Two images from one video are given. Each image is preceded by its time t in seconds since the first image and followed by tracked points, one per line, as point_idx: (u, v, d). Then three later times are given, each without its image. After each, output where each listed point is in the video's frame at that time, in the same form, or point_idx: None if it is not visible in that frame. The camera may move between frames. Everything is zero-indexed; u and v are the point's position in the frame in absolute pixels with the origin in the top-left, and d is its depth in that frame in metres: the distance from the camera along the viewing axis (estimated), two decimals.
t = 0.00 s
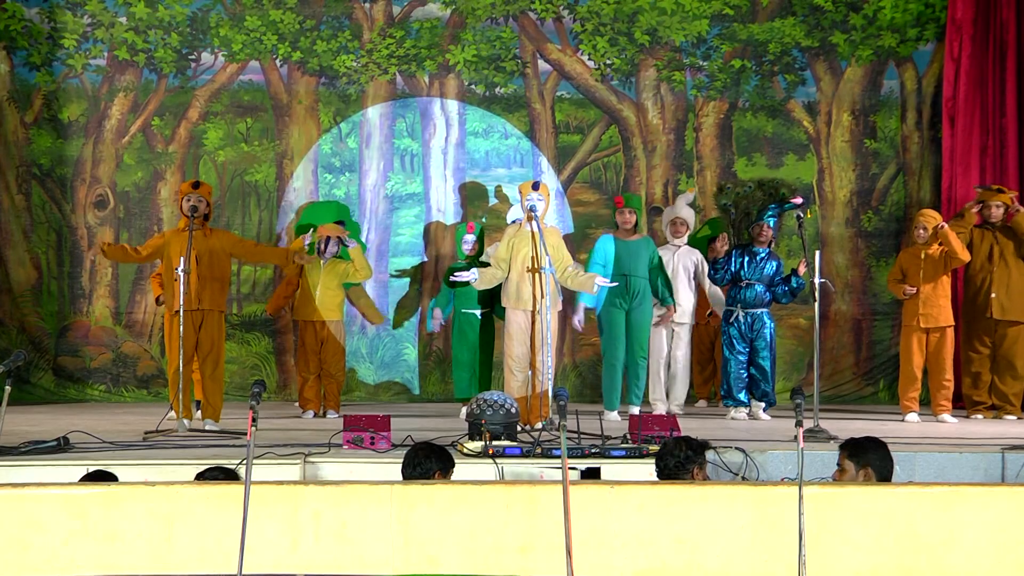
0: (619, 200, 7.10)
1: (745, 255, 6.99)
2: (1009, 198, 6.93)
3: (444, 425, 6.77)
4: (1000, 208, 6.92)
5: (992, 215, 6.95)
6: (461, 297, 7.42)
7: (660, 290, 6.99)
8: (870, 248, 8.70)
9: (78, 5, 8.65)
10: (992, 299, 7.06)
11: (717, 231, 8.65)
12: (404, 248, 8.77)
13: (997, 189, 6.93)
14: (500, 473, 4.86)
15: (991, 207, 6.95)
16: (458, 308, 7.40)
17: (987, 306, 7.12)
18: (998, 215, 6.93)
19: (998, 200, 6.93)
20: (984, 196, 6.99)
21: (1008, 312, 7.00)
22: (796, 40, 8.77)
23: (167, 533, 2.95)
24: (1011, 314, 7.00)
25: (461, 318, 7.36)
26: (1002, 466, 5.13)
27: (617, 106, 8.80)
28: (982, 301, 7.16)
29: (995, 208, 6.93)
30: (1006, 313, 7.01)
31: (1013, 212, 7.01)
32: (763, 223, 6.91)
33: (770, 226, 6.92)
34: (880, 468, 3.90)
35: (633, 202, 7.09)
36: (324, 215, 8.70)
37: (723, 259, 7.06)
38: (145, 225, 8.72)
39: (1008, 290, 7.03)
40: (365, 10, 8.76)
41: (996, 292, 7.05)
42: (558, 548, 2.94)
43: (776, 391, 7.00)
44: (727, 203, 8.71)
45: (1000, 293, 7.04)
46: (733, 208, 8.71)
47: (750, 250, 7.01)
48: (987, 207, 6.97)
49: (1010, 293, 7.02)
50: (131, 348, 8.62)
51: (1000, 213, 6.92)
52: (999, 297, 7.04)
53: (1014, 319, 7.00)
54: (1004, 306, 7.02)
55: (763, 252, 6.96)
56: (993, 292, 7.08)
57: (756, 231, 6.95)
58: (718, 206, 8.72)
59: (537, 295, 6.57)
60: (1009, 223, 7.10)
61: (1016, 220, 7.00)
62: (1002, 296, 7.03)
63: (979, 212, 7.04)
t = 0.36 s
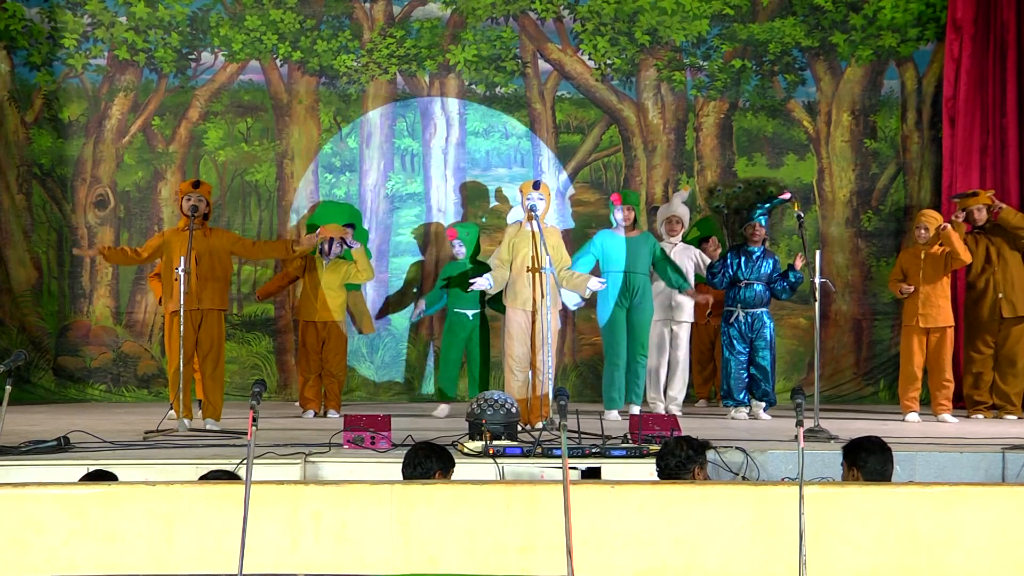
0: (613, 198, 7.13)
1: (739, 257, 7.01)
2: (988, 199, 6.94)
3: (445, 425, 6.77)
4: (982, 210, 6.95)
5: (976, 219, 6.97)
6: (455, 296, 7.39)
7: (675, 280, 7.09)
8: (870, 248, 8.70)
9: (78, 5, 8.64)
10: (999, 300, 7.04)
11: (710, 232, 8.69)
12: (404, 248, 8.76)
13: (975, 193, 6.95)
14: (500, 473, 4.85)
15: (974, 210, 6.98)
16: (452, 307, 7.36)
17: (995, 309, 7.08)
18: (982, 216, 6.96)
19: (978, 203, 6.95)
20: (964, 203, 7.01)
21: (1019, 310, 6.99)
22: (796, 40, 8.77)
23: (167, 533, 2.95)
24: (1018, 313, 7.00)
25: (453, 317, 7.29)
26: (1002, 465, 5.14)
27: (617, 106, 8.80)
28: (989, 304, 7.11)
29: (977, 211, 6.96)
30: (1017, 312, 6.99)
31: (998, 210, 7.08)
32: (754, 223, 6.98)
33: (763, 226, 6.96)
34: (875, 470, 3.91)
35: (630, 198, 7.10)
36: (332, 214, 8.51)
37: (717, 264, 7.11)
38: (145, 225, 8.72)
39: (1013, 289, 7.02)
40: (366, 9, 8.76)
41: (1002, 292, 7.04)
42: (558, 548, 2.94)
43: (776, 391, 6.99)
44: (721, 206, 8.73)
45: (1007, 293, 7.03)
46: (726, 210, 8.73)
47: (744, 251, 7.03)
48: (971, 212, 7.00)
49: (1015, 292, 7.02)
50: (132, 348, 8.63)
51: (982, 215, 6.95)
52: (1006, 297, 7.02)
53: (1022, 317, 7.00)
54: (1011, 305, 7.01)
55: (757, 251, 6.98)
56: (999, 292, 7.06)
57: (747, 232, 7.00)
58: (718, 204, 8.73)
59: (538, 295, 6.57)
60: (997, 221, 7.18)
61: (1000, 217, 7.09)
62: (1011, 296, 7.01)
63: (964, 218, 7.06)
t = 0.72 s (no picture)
0: (613, 197, 7.07)
1: (732, 262, 7.05)
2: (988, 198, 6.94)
3: (445, 425, 6.77)
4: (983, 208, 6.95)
5: (976, 218, 6.96)
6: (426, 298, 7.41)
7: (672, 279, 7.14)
8: (870, 248, 8.69)
9: (78, 5, 8.64)
10: (996, 299, 7.05)
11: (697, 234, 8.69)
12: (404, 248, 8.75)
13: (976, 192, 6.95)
14: (500, 473, 4.85)
15: (974, 209, 6.97)
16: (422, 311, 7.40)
17: (993, 308, 7.10)
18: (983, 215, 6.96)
19: (979, 202, 6.94)
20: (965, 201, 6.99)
21: (1015, 309, 6.98)
22: (796, 40, 8.77)
23: (167, 534, 2.95)
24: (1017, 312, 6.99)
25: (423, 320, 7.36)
26: (1002, 465, 5.14)
27: (617, 107, 8.80)
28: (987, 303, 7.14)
29: (977, 211, 6.95)
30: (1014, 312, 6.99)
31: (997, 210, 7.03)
32: (736, 226, 7.00)
33: (745, 226, 7.00)
34: (874, 473, 3.91)
35: (630, 199, 7.06)
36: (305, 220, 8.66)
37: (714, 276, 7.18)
38: (145, 225, 8.72)
39: (1010, 289, 7.01)
40: (366, 9, 8.77)
41: (1000, 291, 7.04)
42: (558, 548, 2.94)
43: (777, 390, 6.99)
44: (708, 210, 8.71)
45: (1003, 293, 7.03)
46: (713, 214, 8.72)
47: (735, 254, 7.06)
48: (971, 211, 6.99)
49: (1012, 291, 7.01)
50: (132, 347, 8.62)
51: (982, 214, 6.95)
52: (1003, 297, 7.02)
53: (1019, 317, 6.99)
54: (1008, 305, 7.01)
55: (747, 250, 7.01)
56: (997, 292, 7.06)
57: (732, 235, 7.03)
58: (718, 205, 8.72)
59: (538, 295, 6.58)
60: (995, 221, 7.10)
61: (999, 217, 7.01)
62: (1007, 295, 7.01)
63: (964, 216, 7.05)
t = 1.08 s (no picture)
0: (619, 207, 7.02)
1: (731, 266, 7.03)
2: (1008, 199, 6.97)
3: (445, 425, 6.76)
4: (1000, 207, 6.98)
5: (990, 214, 7.00)
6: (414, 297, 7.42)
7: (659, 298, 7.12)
8: (869, 248, 8.69)
9: (78, 5, 8.64)
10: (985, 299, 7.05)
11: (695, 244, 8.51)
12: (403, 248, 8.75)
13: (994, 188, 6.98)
14: (500, 473, 4.85)
15: (990, 206, 7.00)
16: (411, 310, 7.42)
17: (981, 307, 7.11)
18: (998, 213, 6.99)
19: (996, 199, 6.97)
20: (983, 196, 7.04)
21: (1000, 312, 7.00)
22: (796, 40, 8.77)
23: (167, 533, 2.95)
24: (1005, 314, 7.01)
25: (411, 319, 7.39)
26: (1002, 465, 5.13)
27: (617, 107, 8.80)
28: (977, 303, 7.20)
29: (993, 207, 6.99)
30: (1000, 314, 7.01)
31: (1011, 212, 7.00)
32: (731, 230, 6.99)
33: (739, 229, 6.99)
34: (876, 474, 3.91)
35: (633, 208, 7.05)
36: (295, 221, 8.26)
37: (713, 282, 7.14)
38: (145, 225, 8.72)
39: (1001, 291, 7.02)
40: (366, 9, 8.77)
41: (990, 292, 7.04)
42: (558, 547, 2.94)
43: (778, 390, 6.99)
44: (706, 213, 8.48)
45: (994, 293, 7.03)
46: (709, 217, 8.61)
47: (732, 257, 7.05)
48: (986, 207, 7.03)
49: (1004, 293, 7.02)
50: (132, 347, 8.62)
51: (997, 212, 6.98)
52: (992, 297, 7.03)
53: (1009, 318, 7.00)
54: (997, 305, 7.03)
55: (744, 252, 7.00)
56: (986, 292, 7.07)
57: (727, 239, 7.02)
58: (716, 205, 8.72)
59: (537, 295, 6.58)
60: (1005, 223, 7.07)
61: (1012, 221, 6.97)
62: (997, 296, 7.02)
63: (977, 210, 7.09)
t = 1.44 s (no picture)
0: (625, 197, 6.99)
1: (734, 260, 7.04)
2: None
3: (445, 425, 6.76)
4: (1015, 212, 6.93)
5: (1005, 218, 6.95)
6: (418, 297, 7.43)
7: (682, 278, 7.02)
8: (869, 248, 8.69)
9: (78, 5, 8.64)
10: (980, 299, 7.07)
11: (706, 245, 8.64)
12: (404, 248, 8.75)
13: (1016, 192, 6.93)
14: (500, 473, 4.85)
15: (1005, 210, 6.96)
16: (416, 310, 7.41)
17: (975, 306, 7.13)
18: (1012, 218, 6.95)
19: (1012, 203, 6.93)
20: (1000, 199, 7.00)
21: (994, 314, 7.02)
22: (796, 40, 8.77)
23: (167, 533, 2.95)
24: (1000, 316, 7.02)
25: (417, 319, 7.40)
26: (1002, 465, 5.14)
27: (617, 107, 8.80)
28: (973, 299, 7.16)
29: (1009, 211, 6.95)
30: (995, 314, 7.02)
31: None
32: (746, 223, 6.99)
33: (753, 225, 7.01)
34: (870, 473, 3.92)
35: (638, 199, 7.03)
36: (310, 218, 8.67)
37: (714, 273, 7.16)
38: (145, 225, 8.72)
39: (997, 292, 7.03)
40: (366, 9, 8.77)
41: (985, 292, 7.06)
42: (558, 547, 2.94)
43: (777, 391, 6.98)
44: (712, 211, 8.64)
45: (990, 293, 7.05)
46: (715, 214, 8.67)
47: (737, 252, 7.06)
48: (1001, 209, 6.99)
49: (999, 295, 7.03)
50: (132, 347, 8.62)
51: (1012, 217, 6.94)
52: (988, 297, 7.05)
53: (1006, 318, 7.00)
54: (993, 306, 7.04)
55: (750, 250, 7.00)
56: (981, 292, 7.10)
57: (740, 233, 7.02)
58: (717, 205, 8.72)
59: (537, 294, 6.59)
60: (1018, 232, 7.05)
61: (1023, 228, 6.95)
62: (992, 296, 7.04)
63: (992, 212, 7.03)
